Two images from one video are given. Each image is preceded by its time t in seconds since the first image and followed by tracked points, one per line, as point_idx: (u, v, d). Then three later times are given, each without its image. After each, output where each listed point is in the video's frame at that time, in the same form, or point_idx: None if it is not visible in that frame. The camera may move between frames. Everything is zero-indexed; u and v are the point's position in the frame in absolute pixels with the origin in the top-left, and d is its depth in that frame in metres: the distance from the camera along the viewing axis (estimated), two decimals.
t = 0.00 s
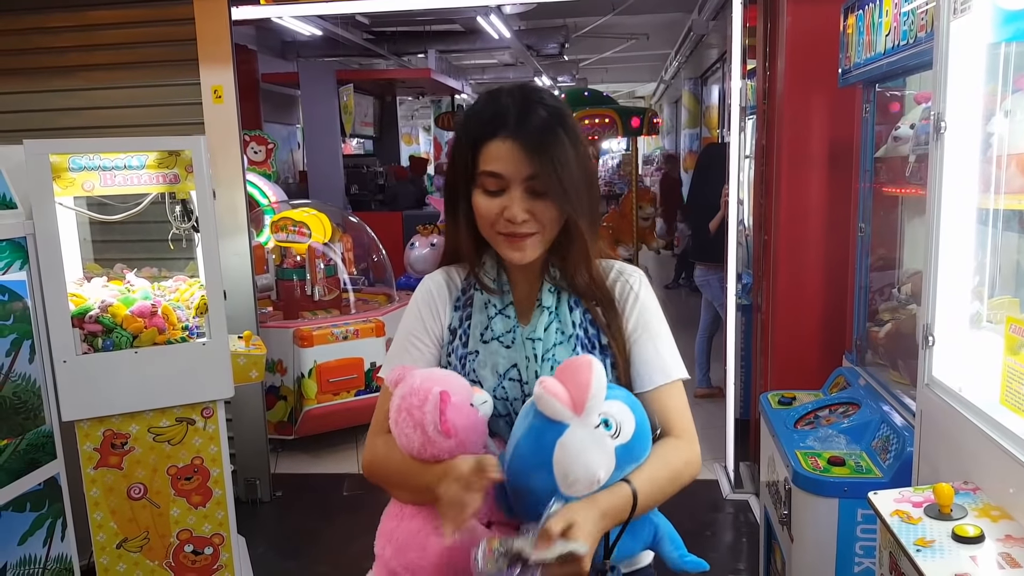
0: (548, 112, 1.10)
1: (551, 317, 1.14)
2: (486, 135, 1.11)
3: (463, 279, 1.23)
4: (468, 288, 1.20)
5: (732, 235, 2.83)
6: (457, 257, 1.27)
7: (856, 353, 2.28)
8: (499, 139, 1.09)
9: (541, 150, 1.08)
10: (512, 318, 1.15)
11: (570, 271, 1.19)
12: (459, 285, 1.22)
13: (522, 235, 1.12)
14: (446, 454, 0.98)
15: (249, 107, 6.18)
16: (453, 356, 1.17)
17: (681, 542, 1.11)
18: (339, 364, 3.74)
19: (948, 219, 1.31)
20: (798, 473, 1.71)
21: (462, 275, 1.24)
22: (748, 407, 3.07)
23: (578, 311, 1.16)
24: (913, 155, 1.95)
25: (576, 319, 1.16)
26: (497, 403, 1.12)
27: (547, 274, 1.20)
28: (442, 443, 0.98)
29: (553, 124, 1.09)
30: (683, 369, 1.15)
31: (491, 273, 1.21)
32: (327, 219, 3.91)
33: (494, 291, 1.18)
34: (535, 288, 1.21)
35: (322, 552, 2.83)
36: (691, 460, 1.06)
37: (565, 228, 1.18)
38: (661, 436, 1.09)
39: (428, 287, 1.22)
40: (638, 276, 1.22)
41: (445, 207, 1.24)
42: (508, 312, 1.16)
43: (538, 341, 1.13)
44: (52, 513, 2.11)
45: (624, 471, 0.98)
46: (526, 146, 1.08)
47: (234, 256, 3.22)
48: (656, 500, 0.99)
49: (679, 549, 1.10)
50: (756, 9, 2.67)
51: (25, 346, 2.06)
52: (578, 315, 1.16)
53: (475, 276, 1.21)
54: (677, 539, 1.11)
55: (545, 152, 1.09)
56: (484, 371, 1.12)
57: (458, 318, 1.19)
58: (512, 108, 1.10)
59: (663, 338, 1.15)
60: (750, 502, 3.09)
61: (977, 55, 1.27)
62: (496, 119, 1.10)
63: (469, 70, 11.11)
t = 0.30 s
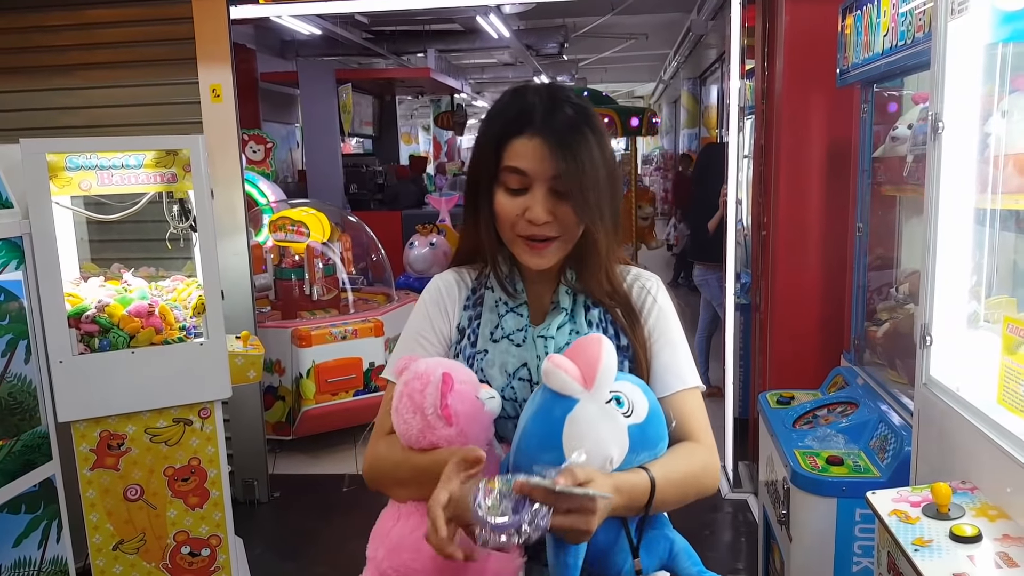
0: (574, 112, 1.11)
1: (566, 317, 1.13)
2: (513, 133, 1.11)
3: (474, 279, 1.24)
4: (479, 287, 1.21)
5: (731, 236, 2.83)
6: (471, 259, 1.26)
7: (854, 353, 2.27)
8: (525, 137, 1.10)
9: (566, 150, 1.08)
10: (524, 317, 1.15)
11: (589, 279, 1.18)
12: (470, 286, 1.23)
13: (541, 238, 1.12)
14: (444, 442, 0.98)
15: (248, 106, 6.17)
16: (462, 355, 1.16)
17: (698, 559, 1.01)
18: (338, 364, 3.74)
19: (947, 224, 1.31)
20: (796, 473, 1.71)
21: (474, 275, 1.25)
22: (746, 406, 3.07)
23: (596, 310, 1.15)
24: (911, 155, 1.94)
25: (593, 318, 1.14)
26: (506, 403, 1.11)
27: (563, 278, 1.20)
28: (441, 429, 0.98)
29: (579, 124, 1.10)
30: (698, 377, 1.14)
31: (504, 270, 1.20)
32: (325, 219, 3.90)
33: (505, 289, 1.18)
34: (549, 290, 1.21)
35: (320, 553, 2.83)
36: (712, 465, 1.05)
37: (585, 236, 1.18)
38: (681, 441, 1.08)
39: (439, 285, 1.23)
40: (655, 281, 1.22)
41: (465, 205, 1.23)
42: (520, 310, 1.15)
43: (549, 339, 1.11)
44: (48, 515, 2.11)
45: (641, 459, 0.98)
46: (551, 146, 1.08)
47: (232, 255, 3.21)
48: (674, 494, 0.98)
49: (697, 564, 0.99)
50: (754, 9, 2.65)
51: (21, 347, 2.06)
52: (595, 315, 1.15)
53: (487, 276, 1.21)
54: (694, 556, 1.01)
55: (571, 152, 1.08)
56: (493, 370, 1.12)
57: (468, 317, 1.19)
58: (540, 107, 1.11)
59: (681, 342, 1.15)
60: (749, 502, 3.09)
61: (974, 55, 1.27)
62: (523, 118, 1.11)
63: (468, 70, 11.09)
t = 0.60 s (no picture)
0: (579, 108, 1.11)
1: (571, 321, 1.13)
2: (517, 128, 1.12)
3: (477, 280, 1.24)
4: (482, 289, 1.22)
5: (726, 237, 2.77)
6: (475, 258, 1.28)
7: (849, 354, 2.28)
8: (529, 132, 1.11)
9: (569, 143, 1.08)
10: (528, 320, 1.15)
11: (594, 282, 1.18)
12: (473, 288, 1.24)
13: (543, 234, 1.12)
14: (444, 449, 0.99)
15: (242, 111, 6.16)
16: (464, 358, 1.17)
17: None
18: (333, 369, 3.73)
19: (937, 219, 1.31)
20: (792, 474, 1.71)
21: (476, 277, 1.26)
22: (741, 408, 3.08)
23: (602, 315, 1.15)
24: (903, 156, 1.95)
25: (599, 323, 1.14)
26: (508, 410, 1.10)
27: (569, 280, 1.20)
28: (440, 437, 0.99)
29: (583, 119, 1.10)
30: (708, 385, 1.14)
31: (508, 272, 1.21)
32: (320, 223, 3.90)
33: (510, 293, 1.18)
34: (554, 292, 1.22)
35: (316, 558, 2.82)
36: (719, 476, 1.06)
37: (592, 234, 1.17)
38: (689, 451, 1.09)
39: (440, 288, 1.23)
40: (664, 285, 1.22)
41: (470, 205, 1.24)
42: (524, 314, 1.16)
43: (554, 344, 1.11)
44: (43, 522, 2.10)
45: (647, 468, 0.98)
46: (554, 143, 1.09)
47: (227, 260, 3.21)
48: (680, 505, 0.98)
49: None
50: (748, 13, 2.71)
51: (15, 353, 2.05)
52: (601, 319, 1.15)
53: (491, 279, 1.22)
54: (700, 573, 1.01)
55: (573, 145, 1.08)
56: (496, 373, 1.11)
57: (470, 319, 1.19)
58: (544, 102, 1.12)
59: (689, 348, 1.15)
60: (745, 503, 3.09)
61: (964, 56, 1.29)
62: (528, 113, 1.12)
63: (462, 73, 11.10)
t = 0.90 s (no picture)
0: (583, 96, 1.11)
1: (565, 318, 1.13)
2: (518, 114, 1.12)
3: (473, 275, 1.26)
4: (478, 284, 1.22)
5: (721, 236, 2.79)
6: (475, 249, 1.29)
7: (841, 351, 2.30)
8: (530, 119, 1.11)
9: (570, 133, 1.08)
10: (523, 317, 1.15)
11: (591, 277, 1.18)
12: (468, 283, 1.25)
13: (541, 224, 1.12)
14: (435, 453, 0.98)
15: (237, 109, 6.15)
16: (458, 355, 1.17)
17: None
18: (329, 366, 3.74)
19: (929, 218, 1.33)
20: (784, 469, 1.72)
21: (473, 271, 1.27)
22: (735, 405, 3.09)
23: (597, 312, 1.15)
24: (896, 154, 1.97)
25: (594, 320, 1.14)
26: (501, 408, 1.11)
27: (566, 275, 1.20)
28: (431, 440, 0.98)
29: (585, 107, 1.10)
30: (705, 387, 1.15)
31: (506, 264, 1.22)
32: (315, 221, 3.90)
33: (505, 289, 1.18)
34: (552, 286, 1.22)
35: (311, 555, 2.82)
36: (712, 478, 1.07)
37: (590, 227, 1.17)
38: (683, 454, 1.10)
39: (436, 282, 1.25)
40: (663, 283, 1.22)
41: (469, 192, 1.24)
42: (520, 311, 1.16)
43: (548, 342, 1.10)
44: (38, 517, 2.10)
45: (637, 471, 0.98)
46: (555, 131, 1.09)
47: (222, 258, 3.21)
48: (669, 506, 0.98)
49: None
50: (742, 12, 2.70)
51: (9, 349, 2.04)
52: (596, 316, 1.15)
53: (488, 273, 1.23)
54: None
55: (573, 137, 1.08)
56: (488, 370, 1.12)
57: (465, 315, 1.20)
58: (546, 89, 1.12)
59: (688, 351, 1.15)
60: (739, 500, 3.10)
61: (957, 55, 1.30)
62: (531, 100, 1.12)
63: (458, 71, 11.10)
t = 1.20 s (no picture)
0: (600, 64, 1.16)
1: (563, 302, 1.14)
2: (538, 78, 1.16)
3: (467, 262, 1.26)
4: (474, 272, 1.22)
5: (714, 227, 2.79)
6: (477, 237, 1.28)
7: (834, 343, 2.30)
8: (551, 80, 1.14)
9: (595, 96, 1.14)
10: (519, 303, 1.15)
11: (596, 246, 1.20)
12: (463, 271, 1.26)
13: (556, 179, 1.13)
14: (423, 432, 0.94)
15: (230, 98, 6.11)
16: (454, 341, 1.17)
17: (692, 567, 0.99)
18: (322, 357, 3.73)
19: (921, 210, 1.33)
20: (776, 459, 1.73)
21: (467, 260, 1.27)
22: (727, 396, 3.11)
23: (593, 299, 1.16)
24: (889, 146, 1.98)
25: (591, 306, 1.15)
26: (498, 393, 1.10)
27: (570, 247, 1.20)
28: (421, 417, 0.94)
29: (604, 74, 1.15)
30: (699, 376, 1.14)
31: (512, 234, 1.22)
32: (308, 211, 3.89)
33: (502, 276, 1.18)
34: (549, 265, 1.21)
35: (304, 545, 2.83)
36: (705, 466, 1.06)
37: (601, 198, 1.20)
38: (676, 442, 1.10)
39: (430, 270, 1.26)
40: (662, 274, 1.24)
41: (481, 164, 1.25)
42: (516, 298, 1.15)
43: (549, 327, 1.12)
44: (30, 507, 2.09)
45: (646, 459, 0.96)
46: (579, 92, 1.14)
47: (214, 248, 3.20)
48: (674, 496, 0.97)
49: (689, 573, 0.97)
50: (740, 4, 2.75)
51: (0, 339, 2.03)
52: (592, 303, 1.15)
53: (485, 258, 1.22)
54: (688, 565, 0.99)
55: (597, 96, 1.14)
56: (487, 356, 1.12)
57: (461, 302, 1.20)
58: (565, 59, 1.17)
59: (682, 341, 1.16)
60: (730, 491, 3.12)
61: (950, 47, 1.30)
62: (549, 67, 1.16)
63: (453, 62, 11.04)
